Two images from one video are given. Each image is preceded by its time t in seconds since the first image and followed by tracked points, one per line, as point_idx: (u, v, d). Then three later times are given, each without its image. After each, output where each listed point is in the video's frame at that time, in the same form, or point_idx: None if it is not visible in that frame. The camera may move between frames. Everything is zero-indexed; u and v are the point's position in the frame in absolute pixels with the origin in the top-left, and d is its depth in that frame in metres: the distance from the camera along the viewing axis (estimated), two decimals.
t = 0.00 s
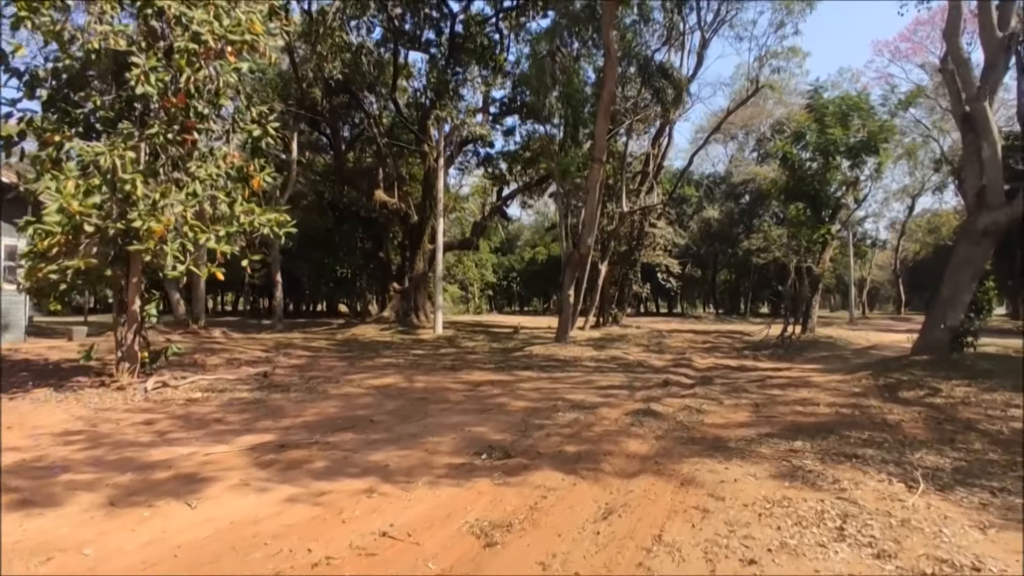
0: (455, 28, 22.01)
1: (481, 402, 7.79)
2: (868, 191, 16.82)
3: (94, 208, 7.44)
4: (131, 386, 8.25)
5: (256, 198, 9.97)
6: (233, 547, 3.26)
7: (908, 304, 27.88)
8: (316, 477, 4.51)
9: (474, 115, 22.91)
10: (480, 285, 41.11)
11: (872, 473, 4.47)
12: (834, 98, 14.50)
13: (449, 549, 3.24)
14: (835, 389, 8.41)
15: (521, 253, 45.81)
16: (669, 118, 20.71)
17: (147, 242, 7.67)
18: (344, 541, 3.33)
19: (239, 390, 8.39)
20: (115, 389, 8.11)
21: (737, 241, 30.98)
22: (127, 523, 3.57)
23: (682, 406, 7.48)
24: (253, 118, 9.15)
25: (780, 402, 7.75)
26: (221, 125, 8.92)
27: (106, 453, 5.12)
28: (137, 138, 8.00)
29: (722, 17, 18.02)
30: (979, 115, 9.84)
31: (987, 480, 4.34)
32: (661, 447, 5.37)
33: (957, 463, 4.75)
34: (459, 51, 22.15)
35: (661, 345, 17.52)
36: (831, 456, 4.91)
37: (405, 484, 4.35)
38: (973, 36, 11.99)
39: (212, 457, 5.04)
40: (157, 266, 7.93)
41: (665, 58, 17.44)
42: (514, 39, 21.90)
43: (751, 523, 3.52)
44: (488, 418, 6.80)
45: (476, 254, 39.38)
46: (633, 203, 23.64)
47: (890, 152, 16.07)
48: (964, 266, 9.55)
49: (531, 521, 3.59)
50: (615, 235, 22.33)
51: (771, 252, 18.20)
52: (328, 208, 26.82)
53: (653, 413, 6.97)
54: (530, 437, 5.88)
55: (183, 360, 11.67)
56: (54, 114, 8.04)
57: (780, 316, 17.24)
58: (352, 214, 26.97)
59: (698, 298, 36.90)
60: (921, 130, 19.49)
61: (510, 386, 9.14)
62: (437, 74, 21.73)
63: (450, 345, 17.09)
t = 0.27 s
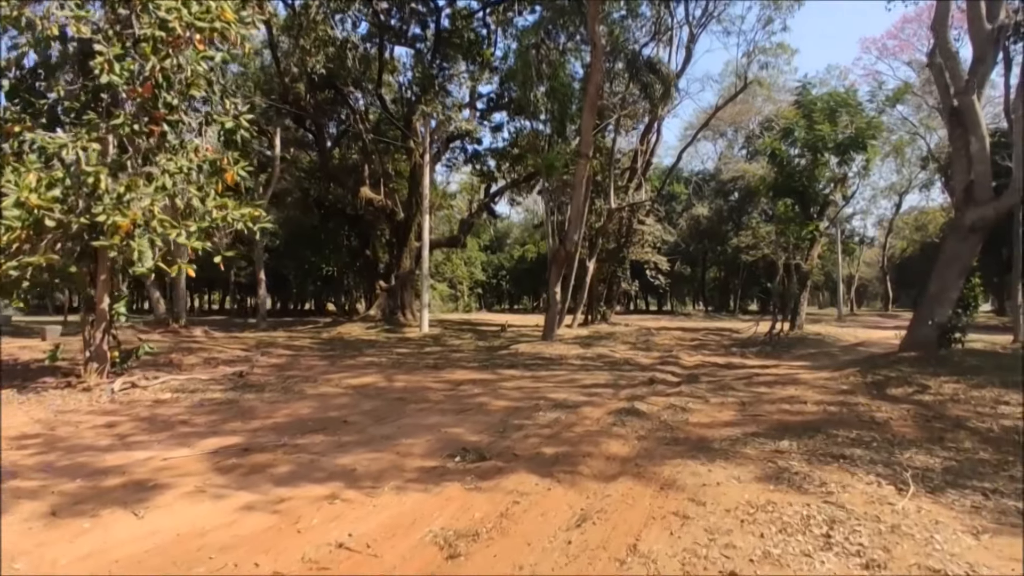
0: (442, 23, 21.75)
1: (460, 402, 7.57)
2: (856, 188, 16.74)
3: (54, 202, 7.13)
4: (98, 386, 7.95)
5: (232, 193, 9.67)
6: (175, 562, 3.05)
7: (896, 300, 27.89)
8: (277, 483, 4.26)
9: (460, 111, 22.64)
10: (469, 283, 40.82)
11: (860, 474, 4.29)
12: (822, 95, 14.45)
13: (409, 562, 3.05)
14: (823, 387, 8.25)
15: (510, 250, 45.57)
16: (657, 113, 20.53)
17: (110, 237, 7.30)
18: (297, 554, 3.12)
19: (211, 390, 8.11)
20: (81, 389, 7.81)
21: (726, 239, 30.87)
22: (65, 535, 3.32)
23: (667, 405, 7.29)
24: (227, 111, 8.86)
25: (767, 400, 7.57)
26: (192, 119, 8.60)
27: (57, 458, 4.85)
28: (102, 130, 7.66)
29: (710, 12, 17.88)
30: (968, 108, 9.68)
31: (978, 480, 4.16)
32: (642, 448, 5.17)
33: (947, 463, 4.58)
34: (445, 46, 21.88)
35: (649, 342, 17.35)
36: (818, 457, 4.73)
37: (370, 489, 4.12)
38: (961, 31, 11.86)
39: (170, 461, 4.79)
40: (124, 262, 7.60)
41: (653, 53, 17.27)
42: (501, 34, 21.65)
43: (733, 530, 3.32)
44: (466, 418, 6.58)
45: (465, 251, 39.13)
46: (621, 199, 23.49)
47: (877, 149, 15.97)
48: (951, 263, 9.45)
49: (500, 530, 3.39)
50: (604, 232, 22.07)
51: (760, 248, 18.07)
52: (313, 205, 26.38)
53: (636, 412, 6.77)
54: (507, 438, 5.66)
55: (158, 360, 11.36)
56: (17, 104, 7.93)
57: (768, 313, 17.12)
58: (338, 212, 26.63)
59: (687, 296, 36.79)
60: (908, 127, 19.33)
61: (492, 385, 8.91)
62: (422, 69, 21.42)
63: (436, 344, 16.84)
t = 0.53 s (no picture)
0: (440, 25, 21.56)
1: (451, 410, 7.36)
2: (858, 189, 16.50)
3: (31, 207, 6.93)
4: (81, 395, 7.76)
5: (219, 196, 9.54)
6: None
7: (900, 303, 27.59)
8: (249, 501, 4.06)
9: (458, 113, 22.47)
10: (470, 287, 40.57)
11: (864, 490, 4.07)
12: (823, 96, 14.21)
13: None
14: (826, 393, 8.01)
15: (511, 254, 45.38)
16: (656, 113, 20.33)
17: (92, 243, 7.16)
18: None
19: (196, 399, 7.91)
20: (63, 398, 7.61)
21: (728, 241, 30.57)
22: (13, 561, 3.11)
23: (665, 413, 7.07)
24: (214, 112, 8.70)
25: (767, 407, 7.34)
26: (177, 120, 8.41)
27: (24, 474, 4.65)
28: (82, 132, 7.43)
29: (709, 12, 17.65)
30: (972, 107, 9.44)
31: (989, 496, 3.94)
32: (636, 461, 4.95)
33: (956, 477, 4.36)
34: (443, 48, 21.66)
35: (649, 347, 17.12)
36: (819, 470, 4.51)
37: (348, 507, 3.91)
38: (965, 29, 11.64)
39: (141, 477, 4.59)
40: (106, 268, 7.50)
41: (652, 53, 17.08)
42: (500, 36, 21.42)
43: (727, 555, 3.11)
44: (456, 428, 6.36)
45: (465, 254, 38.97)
46: (620, 201, 23.31)
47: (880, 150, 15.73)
48: (958, 263, 9.26)
49: (478, 554, 3.20)
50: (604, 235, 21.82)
51: (762, 251, 17.80)
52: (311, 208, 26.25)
53: (632, 421, 6.55)
54: (496, 450, 5.45)
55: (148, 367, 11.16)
56: None
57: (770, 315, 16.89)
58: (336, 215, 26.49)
59: (690, 298, 36.51)
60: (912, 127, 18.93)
61: (486, 392, 8.69)
62: (419, 71, 21.18)
63: (433, 348, 16.63)
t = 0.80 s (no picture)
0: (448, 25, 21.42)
1: (456, 413, 7.19)
2: (875, 184, 16.13)
3: (28, 211, 6.79)
4: (83, 399, 7.66)
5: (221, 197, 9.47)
6: None
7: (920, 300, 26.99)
8: (239, 511, 3.89)
9: (467, 112, 22.34)
10: (481, 287, 40.42)
11: (887, 499, 3.83)
12: (838, 89, 13.88)
13: None
14: (845, 394, 7.73)
15: (523, 254, 45.18)
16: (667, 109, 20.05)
17: (92, 245, 7.06)
18: None
19: (199, 403, 7.80)
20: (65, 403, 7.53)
21: (742, 239, 30.05)
22: None
23: (676, 415, 6.83)
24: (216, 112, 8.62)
25: (783, 409, 7.08)
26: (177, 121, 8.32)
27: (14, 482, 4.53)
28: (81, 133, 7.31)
29: (721, 6, 17.33)
30: (993, 96, 9.06)
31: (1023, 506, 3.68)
32: (645, 466, 4.73)
33: (985, 484, 4.11)
34: (450, 47, 21.49)
35: (661, 346, 16.83)
36: (839, 477, 4.27)
37: (340, 518, 3.75)
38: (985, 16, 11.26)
39: (132, 486, 4.45)
40: (107, 271, 7.46)
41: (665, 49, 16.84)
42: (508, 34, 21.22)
43: (741, 572, 2.90)
44: (461, 432, 6.17)
45: (477, 254, 38.86)
46: (632, 199, 23.05)
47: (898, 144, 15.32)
48: (979, 259, 8.84)
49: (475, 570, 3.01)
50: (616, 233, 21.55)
51: (777, 248, 17.45)
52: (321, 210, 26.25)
53: (643, 424, 6.33)
54: (500, 455, 5.24)
55: (155, 370, 11.11)
56: None
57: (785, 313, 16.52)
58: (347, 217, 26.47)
59: (704, 297, 36.07)
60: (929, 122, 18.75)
61: (493, 394, 8.50)
62: (427, 70, 21.01)
63: (443, 349, 16.48)
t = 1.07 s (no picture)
0: (456, 15, 21.14)
1: (463, 409, 6.98)
2: (895, 169, 15.66)
3: (23, 205, 6.69)
4: (86, 396, 7.56)
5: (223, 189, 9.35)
6: None
7: (942, 288, 26.35)
8: (229, 515, 3.71)
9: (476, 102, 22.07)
10: (494, 280, 40.21)
11: (919, 501, 3.56)
12: (857, 72, 13.37)
13: None
14: (867, 385, 7.41)
15: (536, 246, 44.90)
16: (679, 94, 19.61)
17: (90, 240, 6.93)
18: None
19: (202, 400, 7.67)
20: (67, 401, 7.43)
21: (758, 228, 29.36)
22: None
23: (692, 409, 6.55)
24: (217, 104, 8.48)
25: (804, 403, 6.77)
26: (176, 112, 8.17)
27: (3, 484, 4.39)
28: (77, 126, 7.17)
29: None
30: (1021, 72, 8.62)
31: None
32: (658, 464, 4.48)
33: None
34: (459, 37, 21.18)
35: (676, 337, 16.50)
36: (865, 475, 3.99)
37: (333, 522, 3.55)
38: None
39: (122, 487, 4.29)
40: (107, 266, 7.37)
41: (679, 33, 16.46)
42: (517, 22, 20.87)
43: None
44: (467, 428, 5.96)
45: (489, 246, 38.63)
46: (644, 188, 22.69)
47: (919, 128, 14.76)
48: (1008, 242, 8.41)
49: None
50: (628, 223, 21.20)
51: (794, 236, 17.02)
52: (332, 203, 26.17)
53: (656, 419, 6.06)
54: (506, 453, 5.02)
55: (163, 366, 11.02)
56: None
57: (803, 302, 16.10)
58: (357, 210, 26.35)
59: (719, 287, 35.56)
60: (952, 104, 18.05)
61: (502, 388, 8.28)
62: (435, 61, 20.71)
63: (453, 343, 16.30)
